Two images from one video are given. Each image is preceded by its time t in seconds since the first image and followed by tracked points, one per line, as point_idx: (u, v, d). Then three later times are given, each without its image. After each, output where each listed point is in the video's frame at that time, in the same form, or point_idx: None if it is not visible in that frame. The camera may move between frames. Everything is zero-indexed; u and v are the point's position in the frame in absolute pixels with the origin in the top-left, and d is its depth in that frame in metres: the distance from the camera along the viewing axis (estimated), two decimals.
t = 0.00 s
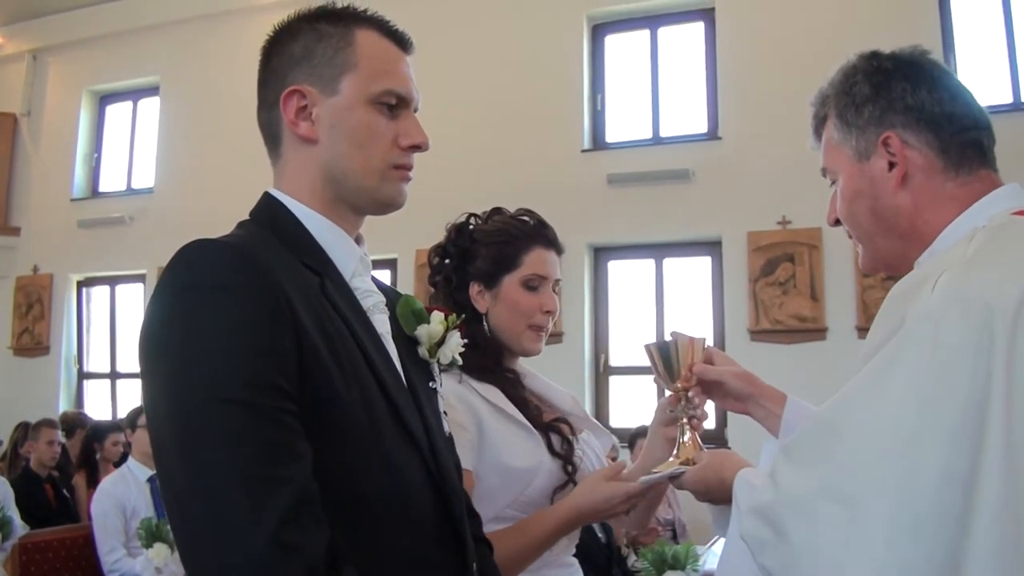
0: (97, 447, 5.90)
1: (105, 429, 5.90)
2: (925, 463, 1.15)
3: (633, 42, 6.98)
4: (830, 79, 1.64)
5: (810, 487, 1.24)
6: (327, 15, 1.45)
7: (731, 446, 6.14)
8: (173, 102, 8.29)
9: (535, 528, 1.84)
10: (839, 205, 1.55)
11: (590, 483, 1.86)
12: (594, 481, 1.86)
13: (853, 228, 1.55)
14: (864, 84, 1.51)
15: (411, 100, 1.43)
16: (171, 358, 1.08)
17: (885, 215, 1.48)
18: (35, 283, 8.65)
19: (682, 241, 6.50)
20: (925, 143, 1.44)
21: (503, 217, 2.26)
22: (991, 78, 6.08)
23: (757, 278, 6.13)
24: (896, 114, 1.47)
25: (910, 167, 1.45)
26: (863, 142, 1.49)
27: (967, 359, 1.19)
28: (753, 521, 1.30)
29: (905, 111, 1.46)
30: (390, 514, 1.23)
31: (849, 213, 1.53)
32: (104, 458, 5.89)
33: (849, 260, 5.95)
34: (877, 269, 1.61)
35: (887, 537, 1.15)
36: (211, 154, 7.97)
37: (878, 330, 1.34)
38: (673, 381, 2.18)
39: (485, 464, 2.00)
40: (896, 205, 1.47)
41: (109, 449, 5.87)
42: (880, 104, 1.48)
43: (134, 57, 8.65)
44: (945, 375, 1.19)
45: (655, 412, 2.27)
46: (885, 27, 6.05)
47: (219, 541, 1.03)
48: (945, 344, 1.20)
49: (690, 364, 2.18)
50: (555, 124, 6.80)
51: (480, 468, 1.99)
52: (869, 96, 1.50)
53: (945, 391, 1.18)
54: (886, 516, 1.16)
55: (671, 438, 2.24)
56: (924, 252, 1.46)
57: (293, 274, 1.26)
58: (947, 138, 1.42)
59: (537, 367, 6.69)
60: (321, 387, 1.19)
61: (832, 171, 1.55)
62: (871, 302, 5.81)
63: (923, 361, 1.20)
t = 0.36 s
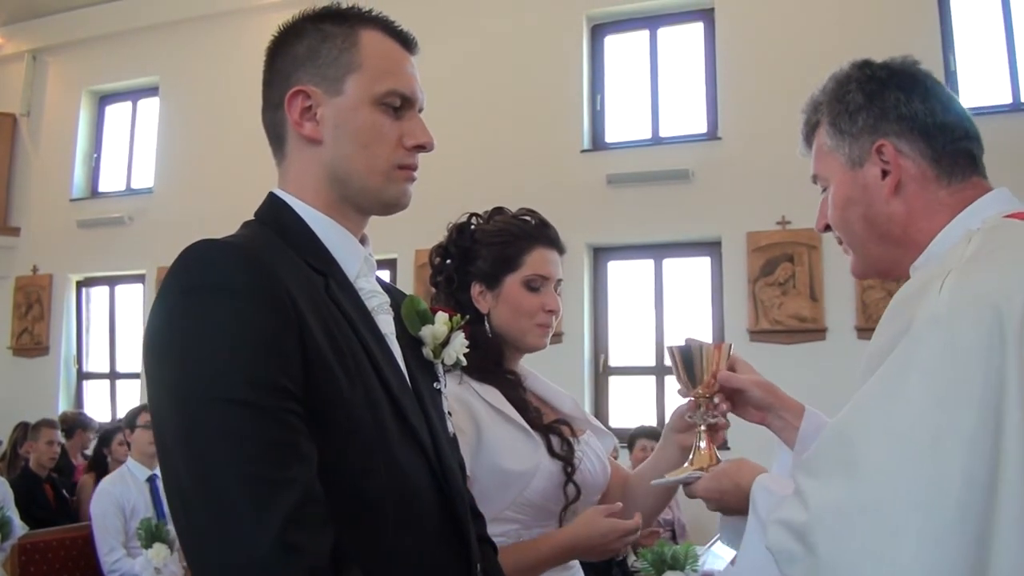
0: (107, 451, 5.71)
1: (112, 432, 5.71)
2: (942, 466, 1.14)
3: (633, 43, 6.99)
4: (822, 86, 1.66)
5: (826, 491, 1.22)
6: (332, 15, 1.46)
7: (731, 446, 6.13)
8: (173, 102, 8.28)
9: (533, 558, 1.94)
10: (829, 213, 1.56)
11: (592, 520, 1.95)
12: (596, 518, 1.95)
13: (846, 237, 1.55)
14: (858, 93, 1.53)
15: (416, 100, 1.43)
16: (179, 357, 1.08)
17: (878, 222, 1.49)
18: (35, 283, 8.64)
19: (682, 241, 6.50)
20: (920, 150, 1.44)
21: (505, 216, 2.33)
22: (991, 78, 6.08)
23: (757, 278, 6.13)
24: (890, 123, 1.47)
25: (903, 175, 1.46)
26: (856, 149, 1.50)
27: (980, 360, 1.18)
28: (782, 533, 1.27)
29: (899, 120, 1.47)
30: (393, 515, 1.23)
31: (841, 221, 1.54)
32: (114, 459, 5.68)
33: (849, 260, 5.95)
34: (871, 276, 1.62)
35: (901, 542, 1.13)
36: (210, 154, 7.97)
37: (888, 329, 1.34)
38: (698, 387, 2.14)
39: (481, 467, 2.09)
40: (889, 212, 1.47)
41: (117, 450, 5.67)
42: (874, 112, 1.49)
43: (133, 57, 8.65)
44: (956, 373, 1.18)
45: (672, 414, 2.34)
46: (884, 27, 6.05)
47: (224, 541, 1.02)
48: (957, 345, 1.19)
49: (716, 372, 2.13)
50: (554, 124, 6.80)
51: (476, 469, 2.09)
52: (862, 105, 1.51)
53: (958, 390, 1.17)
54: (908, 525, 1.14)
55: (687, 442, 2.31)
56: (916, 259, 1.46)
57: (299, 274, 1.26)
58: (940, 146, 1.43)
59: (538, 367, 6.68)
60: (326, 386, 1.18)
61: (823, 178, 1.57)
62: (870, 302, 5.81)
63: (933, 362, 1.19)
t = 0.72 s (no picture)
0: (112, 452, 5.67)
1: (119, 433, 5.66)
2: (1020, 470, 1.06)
3: (631, 43, 6.99)
4: (812, 99, 1.69)
5: (897, 508, 1.13)
6: (331, 15, 1.46)
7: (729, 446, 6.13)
8: (170, 102, 8.28)
9: (525, 568, 2.08)
10: (832, 222, 1.57)
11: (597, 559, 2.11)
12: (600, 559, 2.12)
13: (851, 246, 1.57)
14: (858, 101, 1.56)
15: (415, 100, 1.43)
16: (177, 355, 1.08)
17: (886, 228, 1.50)
18: (32, 283, 8.63)
19: (680, 241, 6.51)
20: (927, 155, 1.47)
21: (507, 216, 2.36)
22: (989, 78, 6.08)
23: (754, 278, 6.13)
24: (893, 130, 1.50)
25: (911, 180, 1.48)
26: (860, 157, 1.53)
27: None
28: (852, 557, 1.19)
29: (903, 126, 1.50)
30: (393, 517, 1.22)
31: (845, 229, 1.55)
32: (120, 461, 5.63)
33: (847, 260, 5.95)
34: (872, 284, 1.63)
35: (975, 549, 1.06)
36: (208, 154, 7.97)
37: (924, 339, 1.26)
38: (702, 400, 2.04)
39: (483, 468, 2.10)
40: (898, 218, 1.49)
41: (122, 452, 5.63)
42: (876, 120, 1.52)
43: (131, 57, 8.65)
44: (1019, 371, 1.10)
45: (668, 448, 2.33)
46: (881, 27, 6.06)
47: (223, 542, 1.02)
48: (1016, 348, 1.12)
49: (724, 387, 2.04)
50: (552, 124, 6.80)
51: (478, 471, 2.09)
52: (864, 113, 1.54)
53: None
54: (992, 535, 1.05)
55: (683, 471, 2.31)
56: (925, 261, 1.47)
57: (297, 274, 1.26)
58: (944, 150, 1.46)
59: (536, 366, 6.68)
60: (325, 385, 1.18)
61: (824, 188, 1.59)
62: (868, 302, 5.81)
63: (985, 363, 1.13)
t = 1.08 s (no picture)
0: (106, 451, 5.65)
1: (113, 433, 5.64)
2: None
3: (627, 43, 6.99)
4: (804, 97, 1.68)
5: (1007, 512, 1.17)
6: (319, 14, 1.47)
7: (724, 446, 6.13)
8: (165, 101, 8.27)
9: None
10: (838, 220, 1.54)
11: None
12: None
13: (860, 247, 1.54)
14: (869, 98, 1.56)
15: (404, 99, 1.44)
16: (165, 352, 1.08)
17: (899, 227, 1.51)
18: (26, 282, 8.62)
19: (675, 241, 6.51)
20: (940, 158, 1.51)
21: (516, 214, 2.38)
22: (984, 78, 6.09)
23: (749, 277, 6.14)
24: (907, 130, 1.52)
25: (926, 181, 1.50)
26: (874, 154, 1.52)
27: None
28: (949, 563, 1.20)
29: (914, 127, 1.52)
30: (384, 515, 1.22)
31: (855, 228, 1.53)
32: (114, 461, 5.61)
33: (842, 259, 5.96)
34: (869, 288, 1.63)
35: None
36: (203, 153, 7.96)
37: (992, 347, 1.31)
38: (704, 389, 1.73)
39: (484, 468, 2.10)
40: (913, 219, 1.51)
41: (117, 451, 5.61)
42: (891, 119, 1.53)
43: (126, 56, 8.64)
44: None
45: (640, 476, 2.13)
46: (876, 27, 6.06)
47: (216, 543, 1.03)
48: None
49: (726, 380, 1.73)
50: (548, 124, 6.80)
51: (480, 472, 2.10)
52: (876, 111, 1.54)
53: None
54: None
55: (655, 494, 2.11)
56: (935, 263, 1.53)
57: (287, 274, 1.26)
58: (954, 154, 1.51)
59: (530, 365, 6.67)
60: (313, 385, 1.19)
61: (830, 186, 1.55)
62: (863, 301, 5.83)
63: None
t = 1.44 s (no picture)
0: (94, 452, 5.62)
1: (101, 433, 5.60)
2: None
3: (617, 44, 7.00)
4: (808, 82, 1.60)
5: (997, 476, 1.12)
6: (309, 14, 1.47)
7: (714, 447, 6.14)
8: (155, 100, 8.26)
9: None
10: (845, 206, 1.46)
11: None
12: None
13: (865, 238, 1.47)
14: (882, 83, 1.49)
15: (393, 100, 1.44)
16: (148, 349, 1.08)
17: (906, 218, 1.45)
18: (15, 282, 8.59)
19: (665, 242, 6.52)
20: (949, 149, 1.46)
21: (510, 216, 2.39)
22: (973, 81, 6.13)
23: (739, 278, 6.15)
24: (918, 119, 1.46)
25: (936, 171, 1.45)
26: (885, 141, 1.45)
27: None
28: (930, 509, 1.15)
29: (925, 116, 1.47)
30: (365, 513, 1.22)
31: (862, 216, 1.45)
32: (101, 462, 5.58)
33: (831, 260, 5.98)
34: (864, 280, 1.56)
35: None
36: (193, 152, 7.95)
37: None
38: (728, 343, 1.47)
39: (474, 470, 2.10)
40: (921, 210, 1.45)
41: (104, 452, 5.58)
42: (904, 106, 1.46)
43: (116, 55, 8.62)
44: None
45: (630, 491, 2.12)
46: (865, 29, 6.08)
47: (193, 539, 1.03)
48: None
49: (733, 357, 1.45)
50: (538, 124, 6.80)
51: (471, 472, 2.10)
52: (889, 97, 1.48)
53: None
54: None
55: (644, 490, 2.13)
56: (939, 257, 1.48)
57: (271, 272, 1.26)
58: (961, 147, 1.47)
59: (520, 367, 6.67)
60: (295, 385, 1.19)
61: (837, 171, 1.47)
62: (852, 302, 5.85)
63: None
